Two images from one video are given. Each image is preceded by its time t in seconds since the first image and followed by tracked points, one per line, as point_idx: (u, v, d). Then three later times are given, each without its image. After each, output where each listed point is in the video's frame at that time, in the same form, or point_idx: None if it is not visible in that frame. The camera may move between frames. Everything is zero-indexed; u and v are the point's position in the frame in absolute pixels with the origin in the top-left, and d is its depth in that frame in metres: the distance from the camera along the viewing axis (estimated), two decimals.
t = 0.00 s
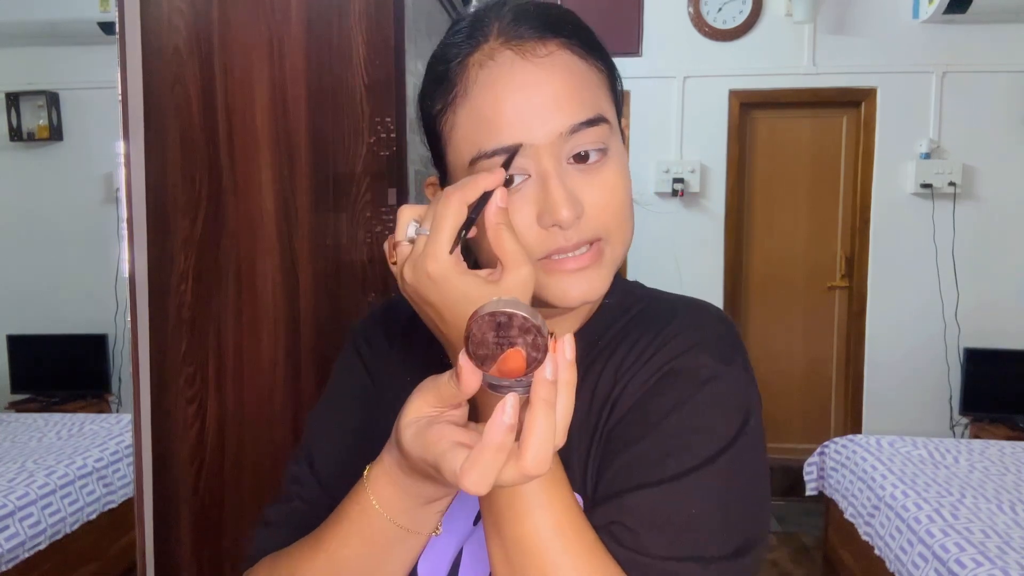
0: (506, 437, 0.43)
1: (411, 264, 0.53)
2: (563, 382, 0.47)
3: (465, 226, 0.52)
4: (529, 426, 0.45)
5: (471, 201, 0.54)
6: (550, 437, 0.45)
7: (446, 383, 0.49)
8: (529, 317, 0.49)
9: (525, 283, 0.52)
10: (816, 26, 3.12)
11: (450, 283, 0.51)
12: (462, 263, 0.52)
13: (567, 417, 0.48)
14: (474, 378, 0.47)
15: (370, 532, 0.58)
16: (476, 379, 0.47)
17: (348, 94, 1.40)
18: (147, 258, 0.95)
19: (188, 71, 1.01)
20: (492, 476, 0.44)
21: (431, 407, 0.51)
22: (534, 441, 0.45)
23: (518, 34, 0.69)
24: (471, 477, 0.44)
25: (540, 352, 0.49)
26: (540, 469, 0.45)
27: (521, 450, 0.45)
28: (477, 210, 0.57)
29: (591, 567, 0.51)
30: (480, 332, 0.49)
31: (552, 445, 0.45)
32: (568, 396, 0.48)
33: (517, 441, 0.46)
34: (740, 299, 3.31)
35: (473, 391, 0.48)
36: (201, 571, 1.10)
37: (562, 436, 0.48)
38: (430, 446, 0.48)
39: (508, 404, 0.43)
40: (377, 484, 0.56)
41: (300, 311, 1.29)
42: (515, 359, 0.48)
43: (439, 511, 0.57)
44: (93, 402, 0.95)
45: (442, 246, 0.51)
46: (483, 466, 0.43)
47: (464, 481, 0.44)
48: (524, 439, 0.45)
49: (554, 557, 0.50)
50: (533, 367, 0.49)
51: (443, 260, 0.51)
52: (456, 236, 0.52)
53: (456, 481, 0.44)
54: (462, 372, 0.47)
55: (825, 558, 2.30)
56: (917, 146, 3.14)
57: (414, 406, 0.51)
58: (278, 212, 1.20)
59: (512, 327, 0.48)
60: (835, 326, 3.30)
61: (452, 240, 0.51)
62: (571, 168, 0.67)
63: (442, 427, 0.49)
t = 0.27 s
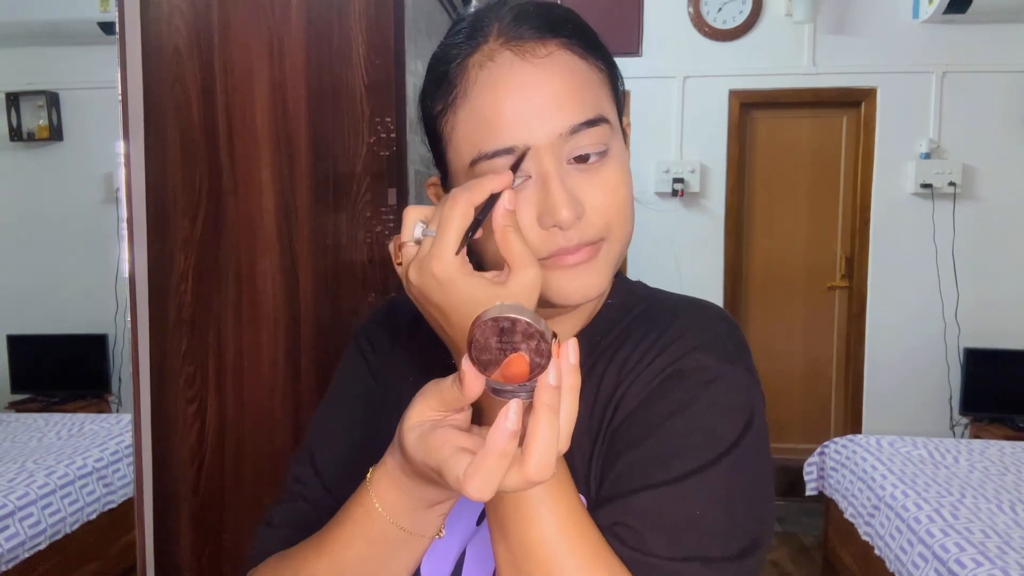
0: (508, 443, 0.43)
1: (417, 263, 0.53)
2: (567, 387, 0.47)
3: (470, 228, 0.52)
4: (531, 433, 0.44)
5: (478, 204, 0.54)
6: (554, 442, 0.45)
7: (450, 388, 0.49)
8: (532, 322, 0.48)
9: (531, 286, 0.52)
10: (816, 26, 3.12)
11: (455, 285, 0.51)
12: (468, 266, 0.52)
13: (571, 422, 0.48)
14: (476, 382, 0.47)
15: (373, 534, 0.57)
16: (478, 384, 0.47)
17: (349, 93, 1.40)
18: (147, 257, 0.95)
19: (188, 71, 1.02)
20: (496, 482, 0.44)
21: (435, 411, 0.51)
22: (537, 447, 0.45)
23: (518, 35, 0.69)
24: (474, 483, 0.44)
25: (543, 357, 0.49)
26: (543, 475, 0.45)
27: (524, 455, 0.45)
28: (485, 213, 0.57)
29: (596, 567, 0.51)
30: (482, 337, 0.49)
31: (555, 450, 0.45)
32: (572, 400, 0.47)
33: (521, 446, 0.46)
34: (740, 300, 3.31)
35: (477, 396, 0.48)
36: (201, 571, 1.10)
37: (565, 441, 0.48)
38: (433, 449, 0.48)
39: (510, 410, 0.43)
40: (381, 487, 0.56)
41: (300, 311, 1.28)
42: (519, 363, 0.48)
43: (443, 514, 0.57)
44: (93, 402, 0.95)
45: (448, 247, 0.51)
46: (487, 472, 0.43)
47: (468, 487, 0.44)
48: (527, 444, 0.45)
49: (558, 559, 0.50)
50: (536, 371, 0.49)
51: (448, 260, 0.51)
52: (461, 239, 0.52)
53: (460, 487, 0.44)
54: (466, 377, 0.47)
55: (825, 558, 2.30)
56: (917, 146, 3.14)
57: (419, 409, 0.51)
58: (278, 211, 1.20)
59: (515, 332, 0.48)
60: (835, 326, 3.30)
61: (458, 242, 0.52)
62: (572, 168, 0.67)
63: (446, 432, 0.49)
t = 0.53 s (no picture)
0: (510, 450, 0.43)
1: (415, 260, 0.53)
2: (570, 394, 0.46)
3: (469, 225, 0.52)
4: (534, 439, 0.44)
5: (477, 200, 0.54)
6: (556, 448, 0.45)
7: (451, 393, 0.49)
8: (534, 329, 0.49)
9: (530, 284, 0.52)
10: (815, 26, 3.12)
11: (454, 281, 0.51)
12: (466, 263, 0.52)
13: (574, 429, 0.48)
14: (479, 389, 0.47)
15: (375, 537, 0.57)
16: (481, 390, 0.47)
17: (348, 93, 1.40)
18: (147, 257, 0.95)
19: (188, 71, 1.01)
20: (497, 489, 0.44)
21: (436, 415, 0.51)
22: (539, 454, 0.44)
23: (519, 34, 0.69)
24: (475, 490, 0.43)
25: (546, 362, 0.48)
26: (546, 482, 0.45)
27: (526, 462, 0.45)
28: (484, 208, 0.57)
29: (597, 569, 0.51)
30: (484, 344, 0.49)
31: (558, 457, 0.45)
32: (575, 406, 0.47)
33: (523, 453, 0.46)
34: (740, 300, 3.31)
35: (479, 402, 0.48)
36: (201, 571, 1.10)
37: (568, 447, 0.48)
38: (435, 454, 0.48)
39: (513, 418, 0.43)
40: (383, 490, 0.56)
41: (300, 310, 1.28)
42: (521, 369, 0.48)
43: (446, 518, 0.57)
44: (93, 402, 0.95)
45: (447, 244, 0.51)
46: (488, 479, 0.43)
47: (469, 494, 0.44)
48: (529, 451, 0.45)
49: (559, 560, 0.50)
50: (539, 377, 0.49)
51: (447, 257, 0.51)
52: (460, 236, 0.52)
53: (461, 494, 0.44)
54: (467, 382, 0.46)
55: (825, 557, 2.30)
56: (917, 146, 3.14)
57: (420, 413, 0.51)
58: (278, 211, 1.20)
59: (518, 339, 0.49)
60: (835, 326, 3.30)
61: (457, 238, 0.51)
62: (575, 166, 0.67)
63: (447, 437, 0.49)
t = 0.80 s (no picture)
0: (506, 449, 0.43)
1: (414, 264, 0.53)
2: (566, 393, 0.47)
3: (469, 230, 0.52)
4: (530, 437, 0.44)
5: (478, 206, 0.54)
6: (552, 447, 0.45)
7: (449, 392, 0.49)
8: (529, 327, 0.48)
9: (531, 287, 0.52)
10: (815, 26, 3.12)
11: (454, 287, 0.51)
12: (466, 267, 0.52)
13: (570, 428, 0.48)
14: (476, 387, 0.47)
15: (375, 538, 0.57)
16: (478, 389, 0.47)
17: (348, 93, 1.41)
18: (147, 257, 0.95)
19: (188, 71, 1.02)
20: (492, 488, 0.44)
21: (435, 416, 0.51)
22: (535, 452, 0.44)
23: (519, 35, 0.69)
24: (471, 489, 0.43)
25: (542, 361, 0.49)
26: (542, 481, 0.45)
27: (523, 461, 0.45)
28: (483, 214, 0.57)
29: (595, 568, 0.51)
30: (480, 343, 0.49)
31: (554, 456, 0.45)
32: (571, 405, 0.48)
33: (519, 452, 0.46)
34: (740, 300, 3.31)
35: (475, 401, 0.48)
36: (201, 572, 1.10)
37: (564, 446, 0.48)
38: (433, 453, 0.48)
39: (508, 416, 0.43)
40: (382, 490, 0.56)
41: (300, 310, 1.28)
42: (518, 368, 0.48)
43: (445, 518, 0.57)
44: (93, 402, 0.95)
45: (447, 251, 0.51)
46: (484, 478, 0.43)
47: (464, 493, 0.44)
48: (525, 450, 0.45)
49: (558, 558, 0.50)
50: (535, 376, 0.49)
51: (447, 262, 0.51)
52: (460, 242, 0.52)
53: (457, 493, 0.44)
54: (464, 381, 0.47)
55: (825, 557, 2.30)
56: (917, 146, 3.14)
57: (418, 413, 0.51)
58: (278, 211, 1.20)
59: (513, 336, 0.48)
60: (835, 326, 3.30)
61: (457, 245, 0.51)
62: (575, 167, 0.67)
63: (444, 437, 0.49)
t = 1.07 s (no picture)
0: (507, 451, 0.43)
1: (411, 261, 0.53)
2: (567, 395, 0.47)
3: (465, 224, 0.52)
4: (530, 439, 0.44)
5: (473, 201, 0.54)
6: (553, 449, 0.45)
7: (450, 394, 0.49)
8: (530, 329, 0.49)
9: (526, 281, 0.52)
10: (815, 26, 3.12)
11: (450, 281, 0.51)
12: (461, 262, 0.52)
13: (571, 430, 0.48)
14: (477, 389, 0.47)
15: (375, 539, 0.57)
16: (479, 391, 0.47)
17: (348, 93, 1.41)
18: (147, 257, 0.95)
19: (188, 71, 1.02)
20: (493, 490, 0.44)
21: (435, 418, 0.51)
22: (535, 455, 0.44)
23: (520, 35, 0.69)
24: (472, 491, 0.44)
25: (542, 362, 0.49)
26: (542, 483, 0.45)
27: (523, 463, 0.45)
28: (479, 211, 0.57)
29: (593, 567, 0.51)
30: (481, 344, 0.49)
31: (554, 458, 0.45)
32: (572, 407, 0.47)
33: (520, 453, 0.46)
34: (740, 300, 3.31)
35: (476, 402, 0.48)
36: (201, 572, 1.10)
37: (565, 448, 0.48)
38: (433, 454, 0.48)
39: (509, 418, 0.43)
40: (382, 491, 0.56)
41: (300, 310, 1.28)
42: (518, 370, 0.49)
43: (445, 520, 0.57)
44: (93, 402, 0.95)
45: (443, 245, 0.51)
46: (485, 480, 0.43)
47: (465, 495, 0.44)
48: (526, 452, 0.45)
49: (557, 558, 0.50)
50: (535, 377, 0.49)
51: (443, 256, 0.51)
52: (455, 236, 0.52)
53: (458, 495, 0.44)
54: (465, 384, 0.47)
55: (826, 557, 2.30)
56: (917, 146, 3.14)
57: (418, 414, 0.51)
58: (278, 211, 1.20)
59: (514, 339, 0.48)
60: (835, 326, 3.30)
61: (452, 238, 0.51)
62: (575, 166, 0.67)
63: (444, 439, 0.49)
